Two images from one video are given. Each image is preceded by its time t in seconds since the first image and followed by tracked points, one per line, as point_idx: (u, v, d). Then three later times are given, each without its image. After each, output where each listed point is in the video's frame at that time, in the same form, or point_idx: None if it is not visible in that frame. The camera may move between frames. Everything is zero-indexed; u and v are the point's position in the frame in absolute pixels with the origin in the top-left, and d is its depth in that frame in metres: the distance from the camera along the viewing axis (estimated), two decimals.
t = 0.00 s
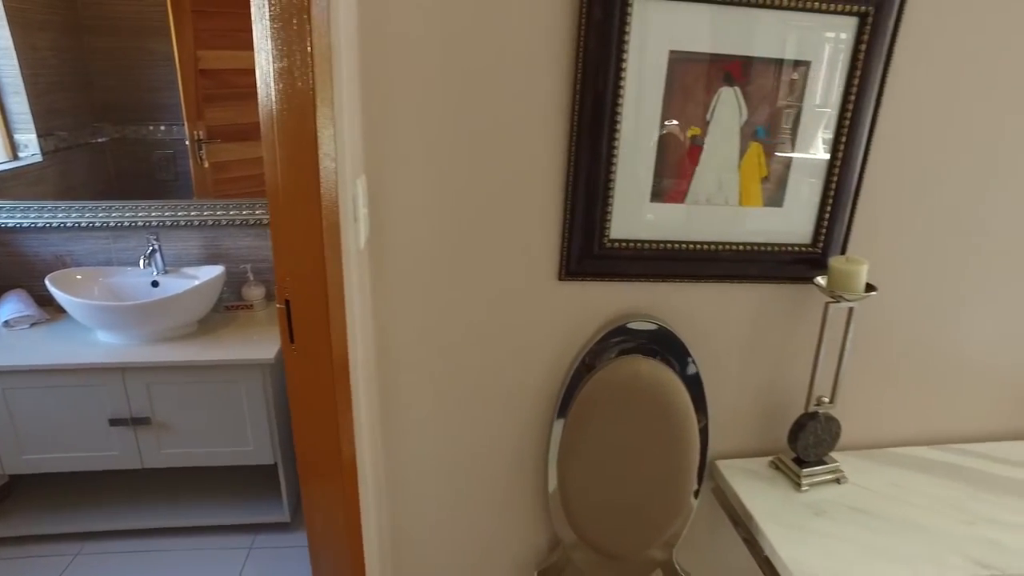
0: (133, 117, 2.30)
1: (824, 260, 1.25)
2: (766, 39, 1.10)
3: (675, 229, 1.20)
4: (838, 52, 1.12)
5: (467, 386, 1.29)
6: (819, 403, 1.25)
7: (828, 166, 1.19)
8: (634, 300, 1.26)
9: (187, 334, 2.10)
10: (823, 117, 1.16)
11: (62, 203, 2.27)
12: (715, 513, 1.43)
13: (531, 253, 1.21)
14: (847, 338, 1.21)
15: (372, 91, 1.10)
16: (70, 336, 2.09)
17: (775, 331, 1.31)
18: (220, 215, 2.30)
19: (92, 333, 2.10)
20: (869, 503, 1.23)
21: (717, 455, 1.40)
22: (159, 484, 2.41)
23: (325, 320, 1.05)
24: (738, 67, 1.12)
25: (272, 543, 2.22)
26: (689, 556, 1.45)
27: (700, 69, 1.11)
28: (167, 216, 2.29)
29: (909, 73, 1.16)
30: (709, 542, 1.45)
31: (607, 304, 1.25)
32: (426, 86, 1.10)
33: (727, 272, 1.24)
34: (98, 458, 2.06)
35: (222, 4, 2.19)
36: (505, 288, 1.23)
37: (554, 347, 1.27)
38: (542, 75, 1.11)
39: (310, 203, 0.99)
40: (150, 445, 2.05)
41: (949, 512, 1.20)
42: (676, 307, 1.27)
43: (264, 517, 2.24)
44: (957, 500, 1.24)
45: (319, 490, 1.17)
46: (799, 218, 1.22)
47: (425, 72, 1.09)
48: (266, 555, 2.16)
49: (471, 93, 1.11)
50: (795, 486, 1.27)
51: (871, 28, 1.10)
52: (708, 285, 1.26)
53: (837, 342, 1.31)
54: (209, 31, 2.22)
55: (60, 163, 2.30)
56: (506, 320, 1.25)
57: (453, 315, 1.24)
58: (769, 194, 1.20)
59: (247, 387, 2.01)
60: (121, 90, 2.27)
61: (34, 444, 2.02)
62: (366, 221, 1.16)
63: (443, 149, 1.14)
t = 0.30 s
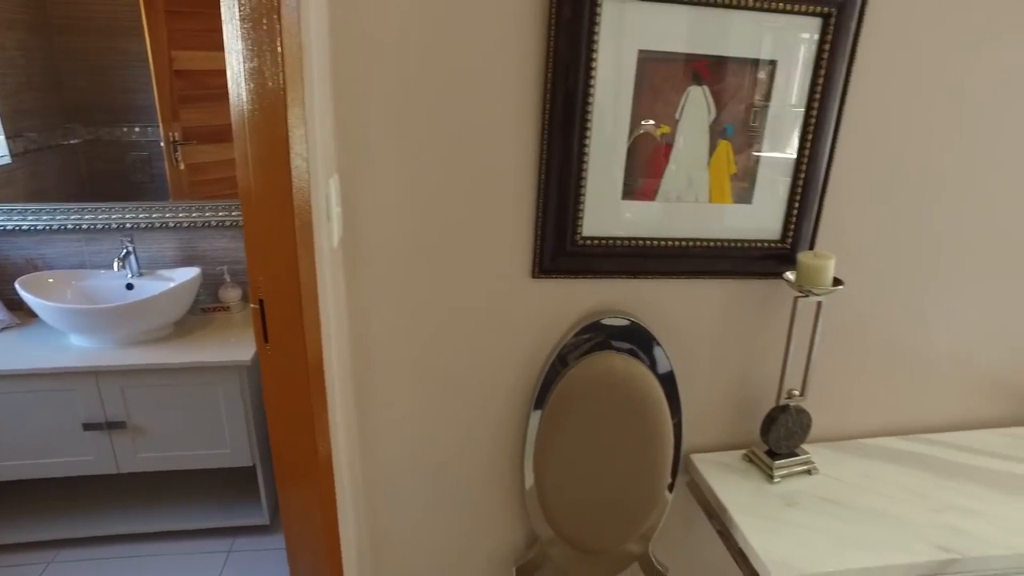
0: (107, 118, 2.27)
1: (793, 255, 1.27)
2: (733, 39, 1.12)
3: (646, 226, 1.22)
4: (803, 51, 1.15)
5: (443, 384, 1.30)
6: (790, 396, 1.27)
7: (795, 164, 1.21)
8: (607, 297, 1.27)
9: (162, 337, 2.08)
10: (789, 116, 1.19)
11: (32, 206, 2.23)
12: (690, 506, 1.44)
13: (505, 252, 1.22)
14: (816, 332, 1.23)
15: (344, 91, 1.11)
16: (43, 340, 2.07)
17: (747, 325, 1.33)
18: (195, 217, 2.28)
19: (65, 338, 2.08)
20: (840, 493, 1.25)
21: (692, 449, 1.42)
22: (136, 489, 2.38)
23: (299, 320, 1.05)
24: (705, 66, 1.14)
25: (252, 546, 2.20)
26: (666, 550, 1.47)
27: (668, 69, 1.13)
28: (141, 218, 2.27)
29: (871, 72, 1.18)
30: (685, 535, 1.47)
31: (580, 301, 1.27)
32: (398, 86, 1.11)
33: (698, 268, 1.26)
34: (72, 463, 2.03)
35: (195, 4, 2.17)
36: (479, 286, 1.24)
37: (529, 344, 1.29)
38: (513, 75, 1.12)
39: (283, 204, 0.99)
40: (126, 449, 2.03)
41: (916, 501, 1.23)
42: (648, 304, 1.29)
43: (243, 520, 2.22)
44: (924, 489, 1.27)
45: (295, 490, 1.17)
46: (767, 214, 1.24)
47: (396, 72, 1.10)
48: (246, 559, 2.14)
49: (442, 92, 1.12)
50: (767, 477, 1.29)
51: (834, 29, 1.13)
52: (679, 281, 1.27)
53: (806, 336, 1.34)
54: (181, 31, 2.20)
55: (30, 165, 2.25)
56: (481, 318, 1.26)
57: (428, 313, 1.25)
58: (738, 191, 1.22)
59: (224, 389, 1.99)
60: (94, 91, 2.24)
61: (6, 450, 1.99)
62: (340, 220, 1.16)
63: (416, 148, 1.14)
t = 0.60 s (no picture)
0: (76, 119, 2.24)
1: (761, 251, 1.29)
2: (699, 39, 1.14)
3: (616, 223, 1.23)
4: (767, 52, 1.17)
5: (416, 384, 1.30)
6: (760, 390, 1.29)
7: (762, 162, 1.23)
8: (579, 294, 1.28)
9: (134, 341, 2.05)
10: (756, 114, 1.20)
11: None
12: (664, 501, 1.46)
13: (476, 250, 1.22)
14: (784, 326, 1.25)
15: (312, 92, 1.10)
16: (10, 346, 2.03)
17: (717, 321, 1.35)
18: (167, 219, 2.24)
19: (33, 343, 2.04)
20: (809, 484, 1.28)
21: (665, 444, 1.43)
22: (109, 496, 2.35)
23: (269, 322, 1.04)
24: (672, 65, 1.15)
25: (229, 551, 2.18)
26: (641, 545, 1.48)
27: (635, 67, 1.14)
28: (112, 221, 2.22)
29: (834, 70, 1.21)
30: (660, 529, 1.48)
31: (552, 299, 1.28)
32: (367, 86, 1.11)
33: (667, 265, 1.27)
34: (41, 471, 1.99)
35: (166, 4, 2.14)
36: (451, 285, 1.24)
37: (501, 342, 1.29)
38: (482, 74, 1.12)
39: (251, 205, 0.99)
40: (97, 456, 2.00)
41: (881, 490, 1.26)
42: (619, 301, 1.30)
43: (219, 525, 2.20)
44: (889, 478, 1.30)
45: (268, 493, 1.16)
46: (735, 211, 1.26)
47: (366, 72, 1.10)
48: (223, 563, 2.12)
49: (412, 92, 1.12)
50: (739, 470, 1.31)
51: (797, 28, 1.15)
52: (650, 278, 1.29)
53: (774, 330, 1.36)
54: (150, 31, 2.16)
55: None
56: (453, 317, 1.26)
57: (400, 313, 1.25)
58: (706, 188, 1.24)
59: (198, 393, 1.98)
60: (62, 91, 2.20)
61: None
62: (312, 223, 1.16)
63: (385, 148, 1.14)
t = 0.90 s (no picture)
0: (37, 120, 2.18)
1: (724, 247, 1.31)
2: (660, 37, 1.15)
3: (581, 220, 1.24)
4: (727, 51, 1.18)
5: (383, 384, 1.29)
6: (726, 384, 1.31)
7: (724, 159, 1.25)
8: (545, 292, 1.29)
9: (97, 347, 2.01)
10: (718, 111, 1.22)
11: None
12: (634, 496, 1.47)
13: (441, 249, 1.22)
14: (748, 321, 1.27)
15: (273, 91, 1.09)
16: None
17: (683, 317, 1.36)
18: (131, 222, 2.20)
19: None
20: (774, 476, 1.30)
21: (633, 439, 1.44)
22: (74, 506, 2.29)
23: (232, 325, 1.02)
24: (634, 63, 1.16)
25: (199, 558, 2.15)
26: (612, 540, 1.49)
27: (597, 66, 1.15)
28: (73, 224, 2.17)
29: (793, 68, 1.23)
30: (630, 524, 1.49)
31: (518, 297, 1.28)
32: (329, 85, 1.10)
33: (632, 261, 1.28)
34: None
35: (129, 3, 2.11)
36: (417, 285, 1.24)
37: (469, 341, 1.29)
38: (444, 73, 1.12)
39: (211, 207, 0.97)
40: (59, 465, 1.95)
41: (843, 479, 1.29)
42: (585, 298, 1.30)
43: (187, 533, 2.16)
44: (851, 468, 1.32)
45: (234, 498, 1.14)
46: (698, 207, 1.28)
47: (327, 71, 1.09)
48: (192, 571, 2.09)
49: (374, 91, 1.11)
50: (706, 464, 1.33)
51: (755, 27, 1.17)
52: (616, 274, 1.30)
53: (738, 325, 1.38)
54: (113, 31, 2.12)
55: None
56: (420, 316, 1.26)
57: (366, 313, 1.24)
58: (670, 185, 1.25)
59: (164, 398, 1.94)
60: (20, 91, 2.13)
61: None
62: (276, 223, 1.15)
63: (347, 148, 1.14)
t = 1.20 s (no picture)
0: None
1: (686, 245, 1.33)
2: (619, 38, 1.16)
3: (543, 221, 1.24)
4: (685, 52, 1.20)
5: (348, 389, 1.28)
6: (690, 380, 1.33)
7: (685, 159, 1.27)
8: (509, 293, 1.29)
9: (51, 358, 1.95)
10: (678, 111, 1.23)
11: None
12: (602, 494, 1.48)
13: (404, 252, 1.22)
14: (710, 318, 1.29)
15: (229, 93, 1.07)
16: None
17: (646, 315, 1.38)
18: (87, 228, 2.15)
19: None
20: (737, 470, 1.32)
21: (600, 438, 1.45)
22: (30, 522, 2.22)
23: (191, 333, 0.99)
24: (594, 64, 1.17)
25: (164, 571, 2.11)
26: (581, 539, 1.50)
27: (557, 68, 1.15)
28: (25, 230, 2.11)
29: (750, 69, 1.25)
30: (599, 522, 1.50)
31: (483, 299, 1.28)
32: (286, 87, 1.08)
33: (595, 261, 1.29)
34: None
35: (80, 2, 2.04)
36: (380, 288, 1.23)
37: (434, 344, 1.29)
38: (404, 75, 1.12)
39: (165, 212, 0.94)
40: (13, 481, 1.89)
41: (804, 471, 1.32)
42: (550, 299, 1.31)
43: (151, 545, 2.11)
44: (811, 460, 1.35)
45: (199, 509, 1.11)
46: (660, 206, 1.29)
47: (284, 74, 1.08)
48: None
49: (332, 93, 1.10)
50: (672, 460, 1.34)
51: (713, 29, 1.18)
52: (580, 274, 1.31)
53: (701, 323, 1.40)
54: (64, 31, 2.06)
55: None
56: (384, 320, 1.25)
57: (329, 318, 1.23)
58: (632, 184, 1.26)
59: (125, 409, 1.90)
60: None
61: None
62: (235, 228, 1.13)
63: (307, 151, 1.12)
